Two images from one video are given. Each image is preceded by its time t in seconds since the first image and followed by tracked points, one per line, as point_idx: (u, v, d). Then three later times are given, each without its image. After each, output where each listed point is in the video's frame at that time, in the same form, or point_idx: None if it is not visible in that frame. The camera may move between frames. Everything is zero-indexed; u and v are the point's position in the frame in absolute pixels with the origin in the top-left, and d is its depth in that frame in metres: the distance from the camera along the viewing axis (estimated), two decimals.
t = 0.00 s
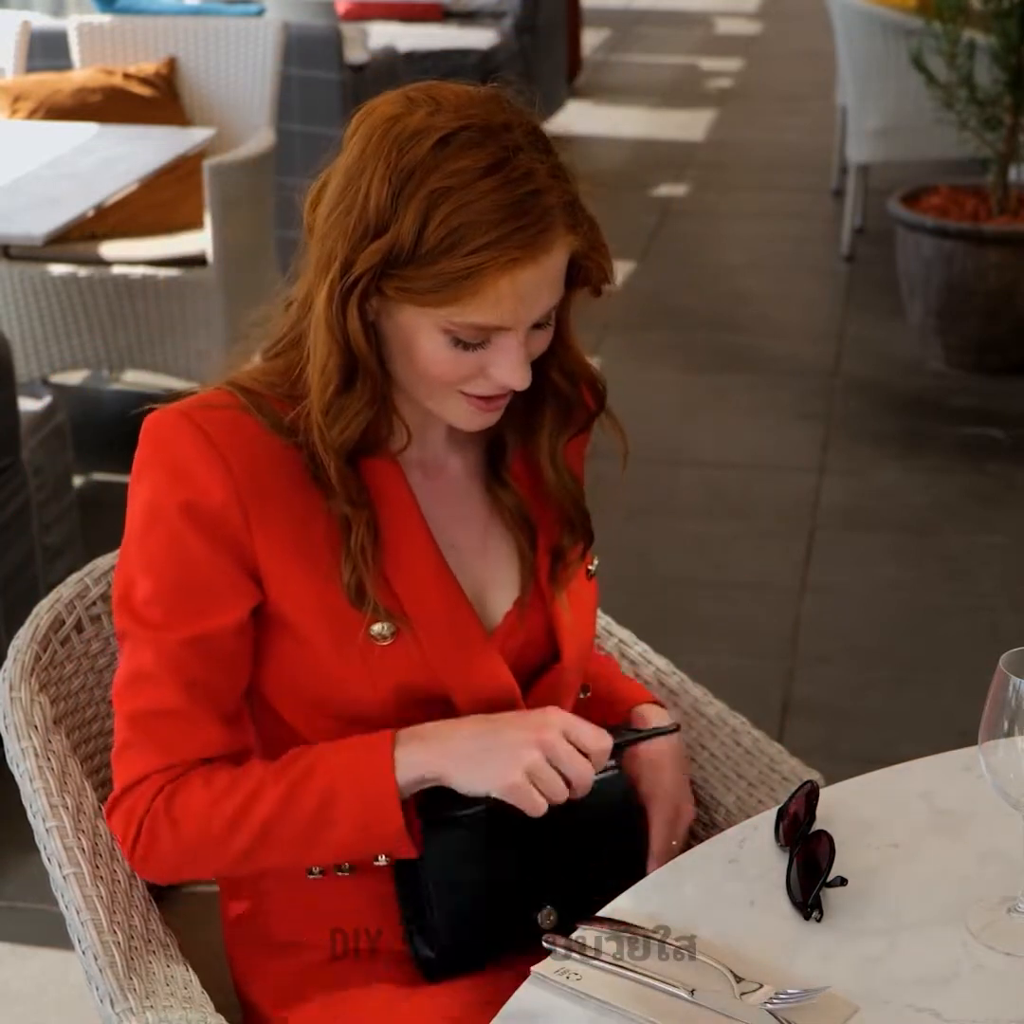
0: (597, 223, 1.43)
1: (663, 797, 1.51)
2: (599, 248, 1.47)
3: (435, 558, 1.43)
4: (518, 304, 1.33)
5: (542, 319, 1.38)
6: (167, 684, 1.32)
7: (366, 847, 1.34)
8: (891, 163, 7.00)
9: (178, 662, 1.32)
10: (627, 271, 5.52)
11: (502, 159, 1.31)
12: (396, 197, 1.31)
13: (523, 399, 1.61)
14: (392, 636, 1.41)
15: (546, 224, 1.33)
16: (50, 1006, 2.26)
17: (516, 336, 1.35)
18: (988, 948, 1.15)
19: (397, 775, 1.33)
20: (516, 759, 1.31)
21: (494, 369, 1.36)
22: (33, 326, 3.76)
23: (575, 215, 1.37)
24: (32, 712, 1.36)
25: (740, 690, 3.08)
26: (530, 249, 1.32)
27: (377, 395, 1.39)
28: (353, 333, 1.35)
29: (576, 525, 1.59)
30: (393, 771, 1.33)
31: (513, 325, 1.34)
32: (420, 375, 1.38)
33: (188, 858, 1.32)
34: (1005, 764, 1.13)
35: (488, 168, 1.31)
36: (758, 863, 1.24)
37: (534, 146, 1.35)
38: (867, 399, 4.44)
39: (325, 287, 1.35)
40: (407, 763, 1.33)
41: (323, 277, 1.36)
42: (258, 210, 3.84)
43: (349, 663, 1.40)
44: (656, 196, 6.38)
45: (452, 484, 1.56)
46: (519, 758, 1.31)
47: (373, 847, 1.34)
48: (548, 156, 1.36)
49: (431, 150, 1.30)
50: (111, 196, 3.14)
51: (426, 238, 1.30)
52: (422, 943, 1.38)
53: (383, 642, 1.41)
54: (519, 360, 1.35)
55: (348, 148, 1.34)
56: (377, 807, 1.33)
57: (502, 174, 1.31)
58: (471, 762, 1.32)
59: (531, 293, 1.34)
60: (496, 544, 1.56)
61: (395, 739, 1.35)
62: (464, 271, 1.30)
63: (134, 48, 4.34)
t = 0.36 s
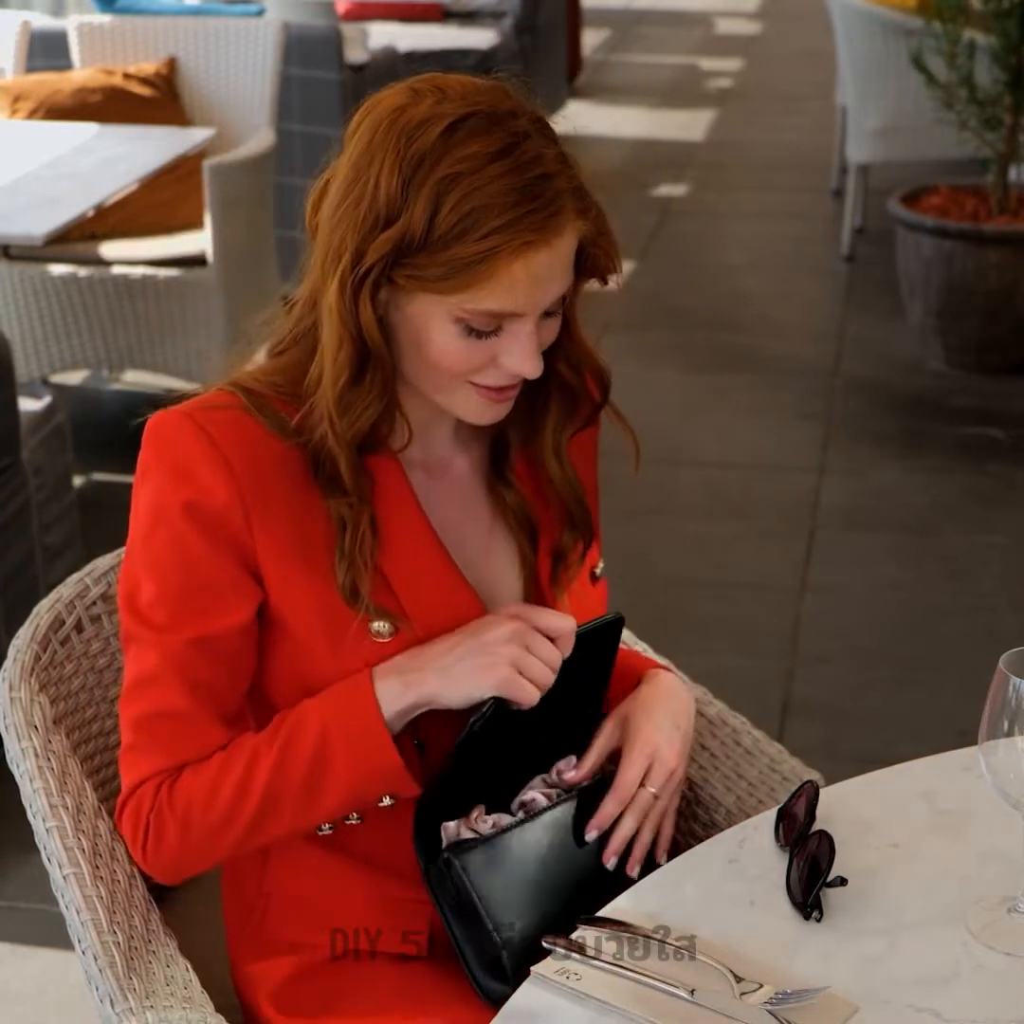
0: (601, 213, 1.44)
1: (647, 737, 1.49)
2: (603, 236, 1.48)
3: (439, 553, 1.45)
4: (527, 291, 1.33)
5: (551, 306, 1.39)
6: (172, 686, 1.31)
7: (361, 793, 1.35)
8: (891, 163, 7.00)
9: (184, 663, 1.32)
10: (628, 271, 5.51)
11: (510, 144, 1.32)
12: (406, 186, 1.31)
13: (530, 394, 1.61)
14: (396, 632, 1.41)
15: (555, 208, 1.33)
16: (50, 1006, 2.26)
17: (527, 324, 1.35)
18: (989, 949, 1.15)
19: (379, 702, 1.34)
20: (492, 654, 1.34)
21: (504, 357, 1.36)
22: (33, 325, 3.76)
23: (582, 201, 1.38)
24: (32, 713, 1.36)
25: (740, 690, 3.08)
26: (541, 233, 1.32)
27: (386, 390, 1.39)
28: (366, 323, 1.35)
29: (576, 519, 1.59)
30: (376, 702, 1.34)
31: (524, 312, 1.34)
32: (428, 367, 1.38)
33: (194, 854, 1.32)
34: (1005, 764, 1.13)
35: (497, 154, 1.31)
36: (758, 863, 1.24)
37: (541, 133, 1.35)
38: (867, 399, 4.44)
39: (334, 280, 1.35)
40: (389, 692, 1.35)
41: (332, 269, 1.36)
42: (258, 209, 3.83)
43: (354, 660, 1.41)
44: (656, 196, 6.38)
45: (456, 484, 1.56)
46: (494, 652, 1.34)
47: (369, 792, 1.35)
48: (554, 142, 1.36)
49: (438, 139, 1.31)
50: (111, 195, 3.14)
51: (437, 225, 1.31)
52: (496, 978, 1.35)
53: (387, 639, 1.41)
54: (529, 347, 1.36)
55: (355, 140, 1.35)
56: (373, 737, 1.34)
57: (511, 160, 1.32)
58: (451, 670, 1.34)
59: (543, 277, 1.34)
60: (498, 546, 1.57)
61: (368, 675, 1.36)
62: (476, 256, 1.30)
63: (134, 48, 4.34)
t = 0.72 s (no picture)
0: (604, 217, 1.45)
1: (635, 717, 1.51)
2: (606, 241, 1.48)
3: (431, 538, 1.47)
4: (529, 295, 1.34)
5: (552, 309, 1.39)
6: (174, 685, 1.32)
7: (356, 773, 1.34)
8: (891, 163, 7.00)
9: (184, 664, 1.32)
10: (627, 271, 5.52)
11: (514, 149, 1.32)
12: (410, 187, 1.31)
13: (530, 392, 1.61)
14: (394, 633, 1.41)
15: (559, 212, 1.33)
16: (49, 1006, 2.26)
17: (528, 325, 1.35)
18: (989, 948, 1.15)
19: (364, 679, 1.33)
20: (479, 635, 1.34)
21: (504, 359, 1.36)
22: (33, 325, 3.76)
23: (586, 206, 1.38)
24: (32, 713, 1.36)
25: (740, 690, 3.08)
26: (544, 237, 1.32)
27: (389, 390, 1.39)
28: (369, 323, 1.35)
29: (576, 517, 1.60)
30: (357, 675, 1.33)
31: (525, 315, 1.35)
32: (426, 367, 1.38)
33: (197, 851, 1.33)
34: (1005, 764, 1.13)
35: (501, 157, 1.31)
36: (757, 863, 1.24)
37: (544, 136, 1.35)
38: (867, 399, 4.44)
39: (335, 280, 1.35)
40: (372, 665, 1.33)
41: (335, 269, 1.36)
42: (258, 209, 3.83)
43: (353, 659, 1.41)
44: (655, 196, 6.38)
45: (458, 482, 1.57)
46: (482, 633, 1.34)
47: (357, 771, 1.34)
48: (558, 146, 1.36)
49: (442, 142, 1.31)
50: (111, 195, 3.14)
51: (441, 227, 1.31)
52: (477, 968, 1.34)
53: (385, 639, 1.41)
54: (530, 349, 1.36)
55: (358, 141, 1.35)
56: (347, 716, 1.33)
57: (514, 163, 1.32)
58: (436, 646, 1.32)
59: (544, 280, 1.34)
60: (502, 545, 1.58)
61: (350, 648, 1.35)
62: (479, 259, 1.30)
63: (134, 48, 4.34)
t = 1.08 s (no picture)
0: (597, 215, 1.45)
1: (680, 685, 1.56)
2: (600, 239, 1.48)
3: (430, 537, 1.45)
4: (522, 294, 1.34)
5: (545, 308, 1.39)
6: (173, 686, 1.32)
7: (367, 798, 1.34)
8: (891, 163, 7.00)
9: (182, 666, 1.32)
10: (627, 271, 5.52)
11: (504, 148, 1.32)
12: (402, 187, 1.31)
13: (524, 391, 1.60)
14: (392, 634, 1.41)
15: (549, 211, 1.33)
16: (49, 1006, 2.26)
17: (522, 325, 1.35)
18: (989, 948, 1.15)
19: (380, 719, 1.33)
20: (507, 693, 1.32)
21: (498, 359, 1.36)
22: (33, 325, 3.76)
23: (577, 204, 1.38)
24: (32, 713, 1.36)
25: (740, 689, 3.08)
26: (536, 236, 1.32)
27: (385, 390, 1.39)
28: (363, 325, 1.35)
29: (568, 517, 1.59)
30: (375, 712, 1.33)
31: (518, 315, 1.35)
32: (421, 366, 1.38)
33: (198, 853, 1.33)
34: (1005, 765, 1.13)
35: (491, 157, 1.31)
36: (757, 863, 1.24)
37: (535, 136, 1.35)
38: (867, 399, 4.44)
39: (328, 282, 1.35)
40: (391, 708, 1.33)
41: (328, 270, 1.36)
42: (258, 209, 3.83)
43: (352, 660, 1.42)
44: (655, 196, 6.38)
45: (453, 482, 1.56)
46: (511, 692, 1.32)
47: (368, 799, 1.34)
48: (549, 145, 1.36)
49: (433, 142, 1.30)
50: (110, 195, 3.15)
51: (433, 227, 1.31)
52: (457, 965, 1.35)
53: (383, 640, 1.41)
54: (524, 348, 1.36)
55: (349, 143, 1.34)
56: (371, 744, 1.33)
57: (505, 163, 1.31)
58: (459, 698, 1.32)
59: (537, 279, 1.34)
60: (496, 547, 1.57)
61: (368, 681, 1.35)
62: (470, 260, 1.31)
63: (134, 48, 4.34)
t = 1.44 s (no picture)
0: (584, 192, 1.45)
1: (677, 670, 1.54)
2: (588, 215, 1.49)
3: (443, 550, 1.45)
4: (519, 274, 1.34)
5: (541, 286, 1.39)
6: (181, 694, 1.32)
7: (390, 895, 1.34)
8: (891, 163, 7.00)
9: (188, 674, 1.32)
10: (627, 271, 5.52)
11: (490, 128, 1.32)
12: (390, 177, 1.31)
13: (522, 379, 1.61)
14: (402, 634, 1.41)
15: (540, 187, 1.33)
16: (49, 1006, 2.26)
17: (520, 305, 1.36)
18: (989, 948, 1.15)
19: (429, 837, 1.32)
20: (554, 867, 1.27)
21: (498, 339, 1.37)
22: (33, 325, 3.76)
23: (564, 180, 1.38)
24: (32, 713, 1.36)
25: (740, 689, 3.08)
26: (528, 213, 1.33)
27: (386, 385, 1.40)
28: (361, 317, 1.35)
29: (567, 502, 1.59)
30: (429, 822, 1.32)
31: (517, 295, 1.35)
32: (422, 356, 1.38)
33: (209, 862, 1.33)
34: (1005, 765, 1.13)
35: (477, 139, 1.31)
36: (757, 863, 1.24)
37: (518, 116, 1.36)
38: (867, 399, 4.44)
39: (324, 279, 1.36)
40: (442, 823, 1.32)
41: (322, 267, 1.36)
42: (258, 209, 3.83)
43: (362, 665, 1.41)
44: (655, 196, 6.38)
45: (455, 477, 1.56)
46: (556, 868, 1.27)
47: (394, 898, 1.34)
48: (531, 122, 1.37)
49: (417, 129, 1.31)
50: (110, 196, 3.15)
51: (425, 214, 1.31)
52: (487, 995, 1.32)
53: (393, 642, 1.41)
54: (523, 326, 1.36)
55: (334, 139, 1.35)
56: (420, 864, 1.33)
57: (491, 143, 1.32)
58: (504, 850, 1.28)
59: (533, 255, 1.35)
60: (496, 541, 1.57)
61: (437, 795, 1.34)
62: (465, 242, 1.31)
63: (134, 48, 4.34)
